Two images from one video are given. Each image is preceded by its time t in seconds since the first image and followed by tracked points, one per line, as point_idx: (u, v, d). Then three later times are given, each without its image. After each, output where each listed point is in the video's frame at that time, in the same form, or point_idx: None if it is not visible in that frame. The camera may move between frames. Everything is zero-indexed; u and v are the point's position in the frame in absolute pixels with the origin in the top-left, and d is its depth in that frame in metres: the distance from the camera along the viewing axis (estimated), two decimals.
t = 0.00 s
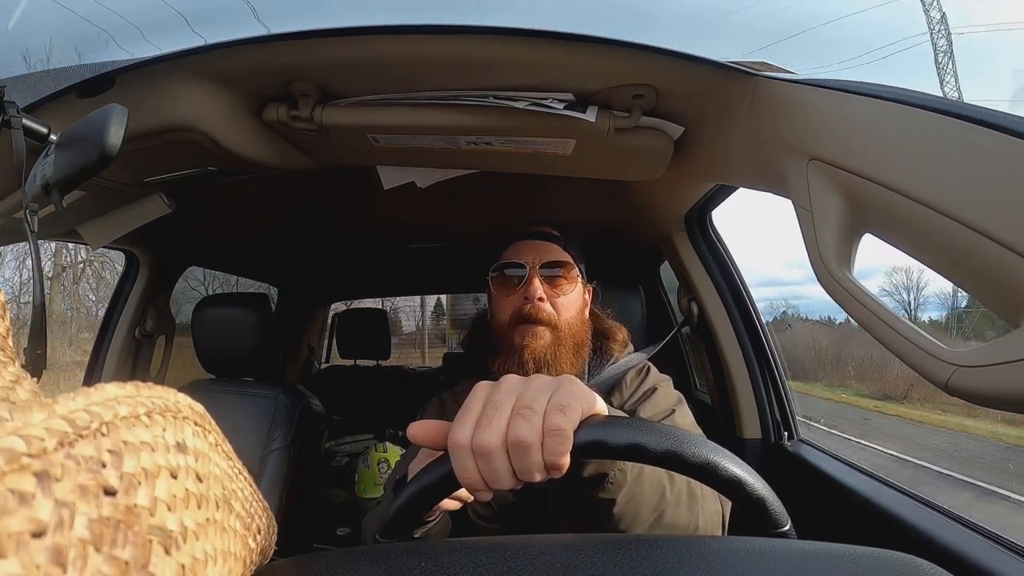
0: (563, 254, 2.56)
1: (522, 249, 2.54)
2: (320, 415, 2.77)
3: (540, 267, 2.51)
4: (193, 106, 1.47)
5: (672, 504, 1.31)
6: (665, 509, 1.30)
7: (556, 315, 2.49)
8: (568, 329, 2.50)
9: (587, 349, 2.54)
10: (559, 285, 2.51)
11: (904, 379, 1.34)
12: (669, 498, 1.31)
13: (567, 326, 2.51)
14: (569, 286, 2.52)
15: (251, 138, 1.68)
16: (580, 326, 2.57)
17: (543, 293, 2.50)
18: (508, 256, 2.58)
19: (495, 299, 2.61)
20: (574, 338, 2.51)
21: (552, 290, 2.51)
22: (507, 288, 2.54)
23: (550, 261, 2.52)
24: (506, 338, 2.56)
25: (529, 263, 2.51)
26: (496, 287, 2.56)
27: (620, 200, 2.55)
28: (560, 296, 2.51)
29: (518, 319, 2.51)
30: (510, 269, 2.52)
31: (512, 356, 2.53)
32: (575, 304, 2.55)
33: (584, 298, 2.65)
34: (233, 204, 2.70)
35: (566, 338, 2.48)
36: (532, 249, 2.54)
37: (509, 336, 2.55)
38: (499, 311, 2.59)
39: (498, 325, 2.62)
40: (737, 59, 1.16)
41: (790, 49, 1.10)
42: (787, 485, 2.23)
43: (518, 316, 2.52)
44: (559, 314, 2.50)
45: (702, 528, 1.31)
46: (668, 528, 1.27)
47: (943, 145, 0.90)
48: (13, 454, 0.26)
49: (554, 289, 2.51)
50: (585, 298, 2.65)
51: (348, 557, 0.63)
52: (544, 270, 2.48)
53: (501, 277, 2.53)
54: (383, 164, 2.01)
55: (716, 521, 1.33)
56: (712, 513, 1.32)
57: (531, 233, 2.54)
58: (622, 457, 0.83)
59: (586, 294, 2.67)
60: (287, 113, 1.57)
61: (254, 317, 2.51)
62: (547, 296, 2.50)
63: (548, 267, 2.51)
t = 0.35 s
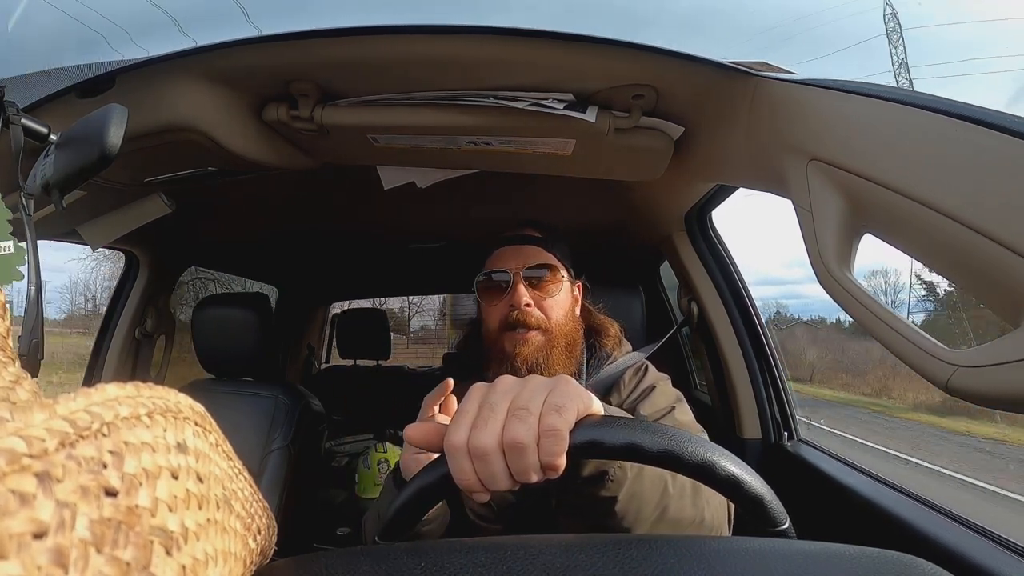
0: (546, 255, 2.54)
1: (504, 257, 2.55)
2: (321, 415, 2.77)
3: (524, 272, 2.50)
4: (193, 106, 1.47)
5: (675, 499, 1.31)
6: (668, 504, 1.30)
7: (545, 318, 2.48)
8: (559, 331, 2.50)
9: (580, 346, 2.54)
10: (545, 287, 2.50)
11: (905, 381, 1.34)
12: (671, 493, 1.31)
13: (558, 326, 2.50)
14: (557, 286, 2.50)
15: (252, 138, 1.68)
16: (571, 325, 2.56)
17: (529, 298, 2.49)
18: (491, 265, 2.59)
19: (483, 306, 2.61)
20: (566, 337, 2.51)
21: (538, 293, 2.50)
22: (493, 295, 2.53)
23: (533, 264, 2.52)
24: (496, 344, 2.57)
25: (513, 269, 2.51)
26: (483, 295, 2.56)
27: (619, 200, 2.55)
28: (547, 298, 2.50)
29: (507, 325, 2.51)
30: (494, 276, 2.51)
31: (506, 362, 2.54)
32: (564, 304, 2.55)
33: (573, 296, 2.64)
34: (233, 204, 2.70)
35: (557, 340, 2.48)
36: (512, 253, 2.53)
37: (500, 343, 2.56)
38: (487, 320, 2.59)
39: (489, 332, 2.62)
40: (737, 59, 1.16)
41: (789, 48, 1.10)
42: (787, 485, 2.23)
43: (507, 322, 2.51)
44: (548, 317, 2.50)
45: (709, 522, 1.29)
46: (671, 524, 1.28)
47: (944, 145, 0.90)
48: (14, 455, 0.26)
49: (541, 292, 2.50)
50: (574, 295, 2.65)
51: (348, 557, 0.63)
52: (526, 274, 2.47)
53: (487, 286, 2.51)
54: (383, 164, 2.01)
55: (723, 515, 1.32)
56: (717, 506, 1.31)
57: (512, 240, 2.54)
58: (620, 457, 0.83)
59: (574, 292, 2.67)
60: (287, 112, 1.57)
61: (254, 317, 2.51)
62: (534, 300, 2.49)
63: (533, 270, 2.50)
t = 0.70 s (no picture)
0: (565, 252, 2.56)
1: (528, 250, 2.56)
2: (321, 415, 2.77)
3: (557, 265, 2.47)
4: (193, 106, 1.47)
5: (677, 496, 1.30)
6: (669, 502, 1.29)
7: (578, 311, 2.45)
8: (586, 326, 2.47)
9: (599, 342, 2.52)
10: (575, 280, 2.47)
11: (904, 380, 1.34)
12: (673, 490, 1.30)
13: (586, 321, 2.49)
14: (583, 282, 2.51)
15: (252, 138, 1.68)
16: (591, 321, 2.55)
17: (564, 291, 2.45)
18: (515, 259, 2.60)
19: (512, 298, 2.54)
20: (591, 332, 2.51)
21: (570, 286, 2.47)
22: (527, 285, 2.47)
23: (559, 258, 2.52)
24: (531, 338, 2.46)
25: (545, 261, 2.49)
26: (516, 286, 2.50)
27: (619, 200, 2.55)
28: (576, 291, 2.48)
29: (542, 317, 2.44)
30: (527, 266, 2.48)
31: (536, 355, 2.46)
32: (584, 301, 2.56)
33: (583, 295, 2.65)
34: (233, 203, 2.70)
35: (587, 334, 2.46)
36: (537, 246, 2.55)
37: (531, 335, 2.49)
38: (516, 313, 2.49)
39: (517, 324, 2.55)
40: (737, 59, 1.16)
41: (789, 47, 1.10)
42: (787, 485, 2.23)
43: (541, 313, 2.45)
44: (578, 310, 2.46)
45: (710, 518, 1.28)
46: (673, 522, 1.27)
47: (944, 144, 0.90)
48: (14, 455, 0.26)
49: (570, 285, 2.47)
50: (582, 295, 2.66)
51: (348, 557, 0.63)
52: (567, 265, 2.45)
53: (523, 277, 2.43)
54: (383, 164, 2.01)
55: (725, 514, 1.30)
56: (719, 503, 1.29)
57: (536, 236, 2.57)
58: (619, 457, 0.82)
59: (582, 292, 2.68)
60: (287, 112, 1.57)
61: (255, 317, 2.51)
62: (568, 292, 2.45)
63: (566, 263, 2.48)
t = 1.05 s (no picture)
0: (567, 256, 2.56)
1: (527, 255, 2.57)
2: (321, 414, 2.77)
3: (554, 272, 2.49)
4: (193, 106, 1.47)
5: (676, 501, 1.32)
6: (667, 506, 1.31)
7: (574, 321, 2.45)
8: (584, 335, 2.47)
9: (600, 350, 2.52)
10: (574, 288, 2.47)
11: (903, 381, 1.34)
12: (671, 494, 1.32)
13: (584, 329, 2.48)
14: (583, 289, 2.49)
15: (251, 138, 1.68)
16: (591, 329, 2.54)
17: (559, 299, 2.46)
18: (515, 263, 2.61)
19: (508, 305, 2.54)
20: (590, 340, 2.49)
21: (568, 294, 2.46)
22: (522, 293, 2.47)
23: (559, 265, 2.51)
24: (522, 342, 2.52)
25: (544, 269, 2.50)
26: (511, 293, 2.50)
27: (619, 200, 2.55)
28: (574, 299, 2.47)
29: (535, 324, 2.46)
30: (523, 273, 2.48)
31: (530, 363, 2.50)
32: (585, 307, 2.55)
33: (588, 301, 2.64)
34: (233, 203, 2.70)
35: (584, 344, 2.45)
36: (537, 254, 2.56)
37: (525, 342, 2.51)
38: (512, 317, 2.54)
39: (513, 331, 2.56)
40: (737, 59, 1.15)
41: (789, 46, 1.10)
42: (787, 485, 2.23)
43: (536, 322, 2.46)
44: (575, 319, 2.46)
45: (707, 523, 1.29)
46: (670, 526, 1.28)
47: (944, 145, 0.90)
48: (14, 455, 0.26)
49: (569, 293, 2.47)
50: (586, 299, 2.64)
51: (348, 557, 0.63)
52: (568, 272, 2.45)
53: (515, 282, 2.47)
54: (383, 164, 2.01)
55: (723, 518, 1.31)
56: (717, 508, 1.31)
57: (539, 240, 2.56)
58: (620, 457, 0.83)
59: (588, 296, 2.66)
60: (286, 112, 1.57)
61: (255, 317, 2.51)
62: (564, 301, 2.45)
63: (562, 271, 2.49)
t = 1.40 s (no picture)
0: (562, 257, 2.54)
1: (525, 251, 2.54)
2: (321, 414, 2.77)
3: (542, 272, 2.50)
4: (194, 106, 1.47)
5: (674, 503, 1.32)
6: (665, 508, 1.31)
7: (551, 320, 2.49)
8: (562, 335, 2.51)
9: (583, 354, 2.54)
10: (559, 290, 2.49)
11: (903, 381, 1.34)
12: (669, 497, 1.32)
13: (564, 330, 2.52)
14: (571, 292, 2.51)
15: (252, 138, 1.68)
16: (575, 330, 2.57)
17: (541, 299, 2.49)
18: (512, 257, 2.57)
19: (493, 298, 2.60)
20: (569, 343, 2.53)
21: (550, 294, 2.50)
22: (507, 289, 2.51)
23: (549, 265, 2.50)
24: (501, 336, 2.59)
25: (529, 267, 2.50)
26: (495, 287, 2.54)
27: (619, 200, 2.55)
28: (558, 300, 2.50)
29: (514, 320, 2.51)
30: (512, 270, 2.50)
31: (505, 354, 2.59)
32: (575, 309, 2.56)
33: (584, 303, 2.63)
34: (233, 203, 2.70)
35: (559, 344, 2.50)
36: (536, 251, 2.54)
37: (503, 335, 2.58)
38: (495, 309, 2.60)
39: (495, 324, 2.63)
40: (738, 59, 1.15)
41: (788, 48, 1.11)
42: (787, 485, 2.24)
43: (513, 318, 2.52)
44: (555, 319, 2.50)
45: (703, 526, 1.29)
46: (669, 528, 1.28)
47: (944, 145, 0.90)
48: (14, 455, 0.26)
49: (553, 294, 2.50)
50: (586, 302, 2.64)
51: (348, 557, 0.63)
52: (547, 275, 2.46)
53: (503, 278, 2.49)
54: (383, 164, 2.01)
55: (719, 521, 1.31)
56: (713, 512, 1.30)
57: (534, 235, 2.53)
58: (620, 457, 0.83)
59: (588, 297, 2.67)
60: (287, 112, 1.57)
61: (255, 317, 2.51)
62: (545, 301, 2.49)
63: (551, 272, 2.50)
